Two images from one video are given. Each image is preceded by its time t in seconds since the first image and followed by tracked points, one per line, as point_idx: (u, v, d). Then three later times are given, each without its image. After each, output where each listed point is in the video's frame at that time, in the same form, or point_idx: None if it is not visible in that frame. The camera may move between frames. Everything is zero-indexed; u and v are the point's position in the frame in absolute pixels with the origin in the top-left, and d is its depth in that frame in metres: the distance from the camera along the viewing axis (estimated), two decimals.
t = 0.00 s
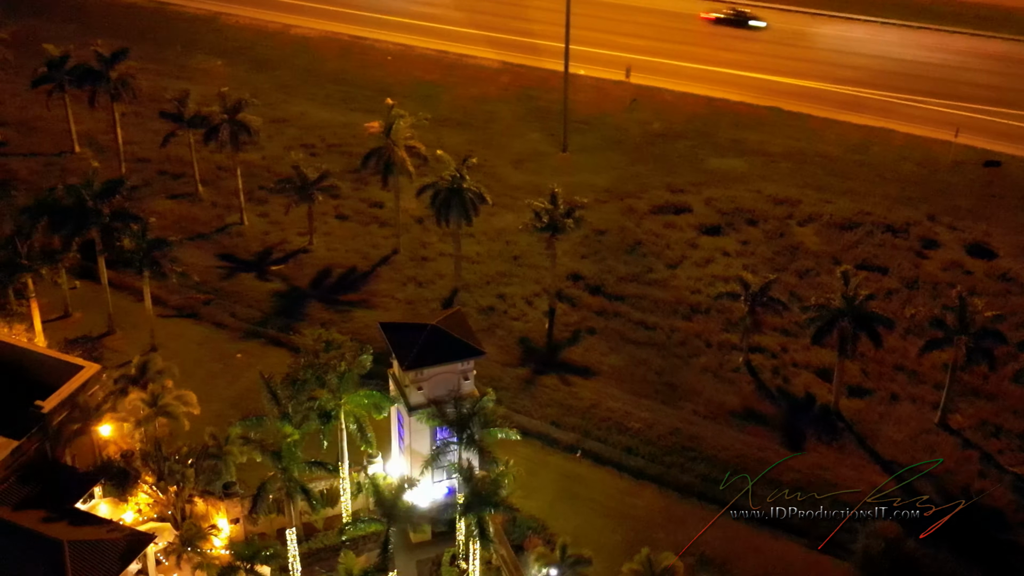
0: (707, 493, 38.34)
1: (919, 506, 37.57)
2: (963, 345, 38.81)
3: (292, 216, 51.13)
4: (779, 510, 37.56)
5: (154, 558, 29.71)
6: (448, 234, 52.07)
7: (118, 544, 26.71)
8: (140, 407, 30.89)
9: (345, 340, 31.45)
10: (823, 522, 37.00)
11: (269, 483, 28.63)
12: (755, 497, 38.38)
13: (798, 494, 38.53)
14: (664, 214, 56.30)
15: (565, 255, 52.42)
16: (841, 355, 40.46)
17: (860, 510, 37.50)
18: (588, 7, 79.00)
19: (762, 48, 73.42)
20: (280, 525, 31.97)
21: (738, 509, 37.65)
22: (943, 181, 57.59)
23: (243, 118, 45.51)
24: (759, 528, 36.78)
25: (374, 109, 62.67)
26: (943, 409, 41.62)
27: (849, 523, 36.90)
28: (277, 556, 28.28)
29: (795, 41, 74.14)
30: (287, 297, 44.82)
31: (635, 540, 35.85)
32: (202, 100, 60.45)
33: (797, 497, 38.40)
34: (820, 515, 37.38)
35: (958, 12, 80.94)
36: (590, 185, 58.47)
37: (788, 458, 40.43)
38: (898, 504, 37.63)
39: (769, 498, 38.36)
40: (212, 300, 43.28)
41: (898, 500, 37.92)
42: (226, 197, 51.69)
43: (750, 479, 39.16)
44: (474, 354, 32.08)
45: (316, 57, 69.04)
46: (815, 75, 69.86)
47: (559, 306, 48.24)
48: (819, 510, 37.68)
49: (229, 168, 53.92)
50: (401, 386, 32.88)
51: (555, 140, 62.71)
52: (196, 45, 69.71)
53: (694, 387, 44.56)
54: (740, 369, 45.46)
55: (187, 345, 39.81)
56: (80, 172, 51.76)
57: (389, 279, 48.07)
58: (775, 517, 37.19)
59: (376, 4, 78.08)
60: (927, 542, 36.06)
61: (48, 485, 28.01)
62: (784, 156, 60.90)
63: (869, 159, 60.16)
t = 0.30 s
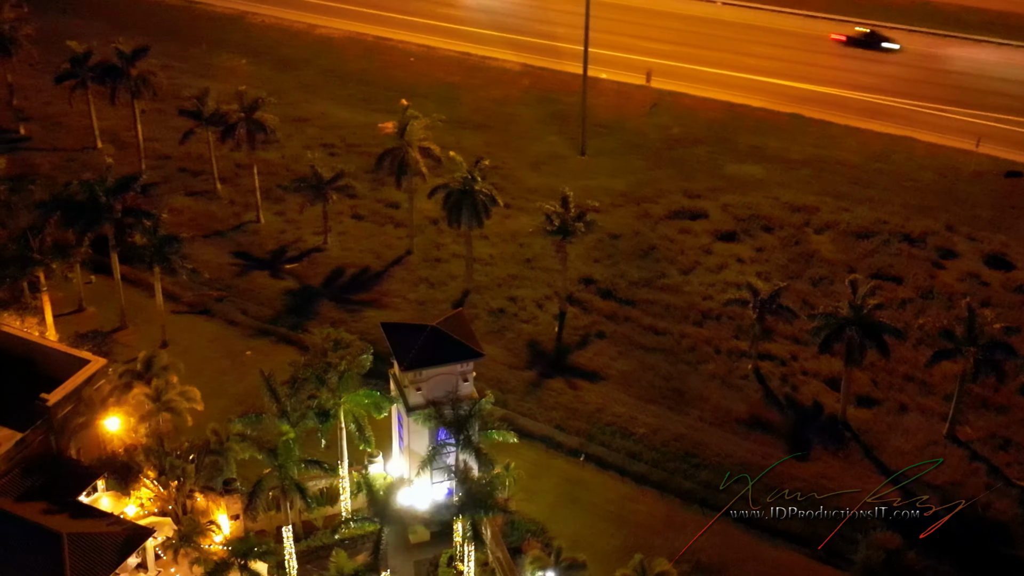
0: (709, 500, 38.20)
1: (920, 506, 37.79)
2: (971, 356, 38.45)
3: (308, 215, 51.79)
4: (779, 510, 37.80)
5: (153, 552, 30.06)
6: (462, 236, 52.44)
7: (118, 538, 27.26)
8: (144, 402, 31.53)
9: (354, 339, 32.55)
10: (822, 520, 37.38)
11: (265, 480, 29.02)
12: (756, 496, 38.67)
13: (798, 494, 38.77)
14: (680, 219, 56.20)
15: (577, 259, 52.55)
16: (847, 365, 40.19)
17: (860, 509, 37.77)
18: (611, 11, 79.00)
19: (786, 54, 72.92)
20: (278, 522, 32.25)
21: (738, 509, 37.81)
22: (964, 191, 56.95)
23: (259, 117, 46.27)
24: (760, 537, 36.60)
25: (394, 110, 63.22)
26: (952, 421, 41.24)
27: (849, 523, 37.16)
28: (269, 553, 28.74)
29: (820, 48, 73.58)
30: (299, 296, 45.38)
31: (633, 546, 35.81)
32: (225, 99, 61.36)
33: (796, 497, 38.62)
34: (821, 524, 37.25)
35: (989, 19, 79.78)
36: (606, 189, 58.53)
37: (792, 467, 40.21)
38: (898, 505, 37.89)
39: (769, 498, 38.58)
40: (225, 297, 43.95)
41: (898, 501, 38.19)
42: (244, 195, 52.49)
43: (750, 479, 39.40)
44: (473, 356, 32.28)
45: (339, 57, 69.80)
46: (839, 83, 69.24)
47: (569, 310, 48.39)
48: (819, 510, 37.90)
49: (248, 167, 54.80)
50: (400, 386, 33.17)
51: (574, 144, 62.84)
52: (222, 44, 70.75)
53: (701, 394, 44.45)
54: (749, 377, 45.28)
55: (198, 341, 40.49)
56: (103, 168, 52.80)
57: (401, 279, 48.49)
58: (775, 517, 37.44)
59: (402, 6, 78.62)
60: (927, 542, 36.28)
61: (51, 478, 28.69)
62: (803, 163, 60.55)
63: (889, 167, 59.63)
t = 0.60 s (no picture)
0: (711, 508, 38.03)
1: (920, 506, 38.11)
2: (979, 368, 38.07)
3: (324, 214, 52.42)
4: (779, 510, 38.08)
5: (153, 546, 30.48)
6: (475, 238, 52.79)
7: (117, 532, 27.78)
8: (148, 397, 32.13)
9: (359, 341, 33.24)
10: (822, 519, 37.63)
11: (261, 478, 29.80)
12: (757, 496, 38.97)
13: (797, 494, 39.06)
14: (695, 224, 56.09)
15: (590, 263, 52.69)
16: (853, 374, 39.94)
17: (860, 510, 38.05)
18: (635, 15, 78.96)
19: (809, 61, 72.47)
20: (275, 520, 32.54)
21: (737, 509, 38.05)
22: (984, 202, 56.32)
23: (276, 116, 47.00)
24: (761, 546, 36.44)
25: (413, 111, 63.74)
26: (960, 433, 40.87)
27: (847, 524, 37.30)
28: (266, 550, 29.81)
29: (844, 55, 73.06)
30: (311, 295, 45.94)
31: (632, 551, 35.79)
32: (246, 98, 62.23)
33: (796, 497, 38.92)
34: (822, 533, 37.05)
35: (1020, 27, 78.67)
36: (623, 194, 58.54)
37: (797, 477, 40.01)
38: (897, 505, 38.18)
39: (769, 498, 38.87)
40: (237, 295, 44.64)
41: (898, 501, 38.47)
42: (261, 195, 53.26)
43: (750, 479, 39.78)
44: (472, 359, 32.55)
45: (362, 58, 70.49)
46: (862, 90, 68.68)
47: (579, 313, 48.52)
48: (819, 510, 38.16)
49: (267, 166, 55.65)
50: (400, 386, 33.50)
51: (591, 147, 62.94)
52: (247, 43, 71.73)
53: (707, 401, 44.34)
54: (757, 385, 45.10)
55: (209, 337, 41.20)
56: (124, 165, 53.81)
57: (413, 280, 48.92)
58: (775, 517, 37.68)
59: (426, 8, 79.09)
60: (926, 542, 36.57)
61: (55, 470, 29.33)
62: (822, 170, 60.16)
63: (909, 176, 59.11)
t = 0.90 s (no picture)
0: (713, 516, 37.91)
1: (920, 506, 38.45)
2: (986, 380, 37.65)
3: (339, 214, 53.01)
4: (779, 510, 38.41)
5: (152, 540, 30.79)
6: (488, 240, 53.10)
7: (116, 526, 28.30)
8: (151, 393, 33.36)
9: (363, 342, 33.30)
10: (821, 519, 37.98)
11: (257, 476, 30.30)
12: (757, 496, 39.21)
13: (797, 494, 39.42)
14: (710, 230, 55.94)
15: (602, 267, 52.80)
16: (860, 384, 39.62)
17: (859, 510, 38.38)
18: (660, 19, 78.79)
19: (833, 68, 71.91)
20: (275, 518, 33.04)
21: (737, 509, 38.38)
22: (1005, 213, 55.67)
23: (292, 116, 47.63)
24: (762, 555, 36.30)
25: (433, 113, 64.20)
26: (967, 445, 40.49)
27: (848, 534, 37.15)
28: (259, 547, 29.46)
29: (869, 62, 72.45)
30: (323, 294, 46.49)
31: (629, 556, 35.86)
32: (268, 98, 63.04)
33: (796, 497, 39.28)
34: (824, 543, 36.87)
35: None
36: (639, 199, 58.52)
37: (800, 486, 39.81)
38: (897, 504, 38.51)
39: (769, 497, 39.21)
40: (249, 293, 45.30)
41: (898, 500, 38.78)
42: (278, 194, 53.99)
43: (750, 478, 40.10)
44: (471, 360, 32.70)
45: (385, 59, 71.08)
46: (885, 98, 68.03)
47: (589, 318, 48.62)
48: (819, 510, 38.52)
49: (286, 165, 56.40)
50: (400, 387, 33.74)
51: (610, 151, 62.98)
52: (272, 42, 72.62)
53: (713, 408, 44.21)
54: (765, 393, 44.88)
55: (219, 334, 41.90)
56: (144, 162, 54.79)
57: (425, 281, 49.33)
58: (776, 516, 38.03)
59: (451, 10, 79.49)
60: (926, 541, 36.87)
61: (58, 463, 30.05)
62: (841, 178, 59.73)
63: (929, 185, 58.56)
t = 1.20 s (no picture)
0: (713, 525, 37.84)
1: (919, 505, 38.74)
2: (993, 393, 37.20)
3: (355, 215, 53.56)
4: (779, 510, 38.71)
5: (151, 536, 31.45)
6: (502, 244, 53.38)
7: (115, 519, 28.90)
8: (155, 390, 33.66)
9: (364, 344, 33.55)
10: (821, 519, 38.26)
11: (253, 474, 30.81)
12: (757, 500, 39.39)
13: (798, 495, 39.65)
14: (725, 237, 55.75)
15: (614, 272, 52.86)
16: (866, 396, 39.28)
17: (859, 510, 38.67)
18: (684, 24, 78.49)
19: (858, 75, 71.27)
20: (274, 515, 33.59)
21: (737, 510, 38.71)
22: None
23: (308, 117, 48.26)
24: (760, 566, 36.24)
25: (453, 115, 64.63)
26: (974, 459, 40.05)
27: (849, 546, 36.96)
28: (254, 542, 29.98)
29: (894, 70, 71.72)
30: (334, 294, 47.02)
31: (626, 562, 35.92)
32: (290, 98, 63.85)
33: (796, 497, 39.56)
34: (824, 555, 36.68)
35: None
36: (655, 204, 58.48)
37: (803, 496, 39.60)
38: (897, 504, 38.75)
39: (769, 498, 39.55)
40: (262, 292, 45.98)
41: (898, 499, 39.08)
42: (296, 194, 54.67)
43: (750, 480, 40.45)
44: (470, 364, 32.79)
45: (408, 61, 71.65)
46: (909, 107, 67.32)
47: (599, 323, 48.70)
48: (819, 510, 38.74)
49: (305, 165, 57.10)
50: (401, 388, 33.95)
51: (628, 156, 62.99)
52: (297, 43, 73.52)
53: (719, 415, 44.10)
54: (773, 402, 44.64)
55: (230, 332, 42.61)
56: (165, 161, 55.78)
57: (437, 283, 49.73)
58: (775, 516, 38.36)
59: (477, 12, 79.81)
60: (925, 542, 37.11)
61: (63, 457, 30.86)
62: (860, 187, 59.24)
63: (950, 196, 57.95)
